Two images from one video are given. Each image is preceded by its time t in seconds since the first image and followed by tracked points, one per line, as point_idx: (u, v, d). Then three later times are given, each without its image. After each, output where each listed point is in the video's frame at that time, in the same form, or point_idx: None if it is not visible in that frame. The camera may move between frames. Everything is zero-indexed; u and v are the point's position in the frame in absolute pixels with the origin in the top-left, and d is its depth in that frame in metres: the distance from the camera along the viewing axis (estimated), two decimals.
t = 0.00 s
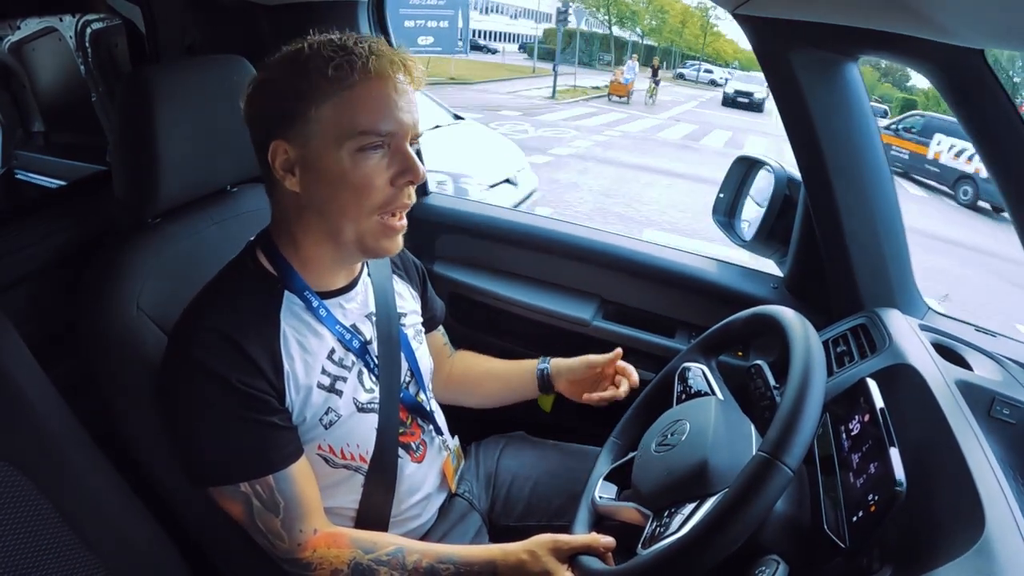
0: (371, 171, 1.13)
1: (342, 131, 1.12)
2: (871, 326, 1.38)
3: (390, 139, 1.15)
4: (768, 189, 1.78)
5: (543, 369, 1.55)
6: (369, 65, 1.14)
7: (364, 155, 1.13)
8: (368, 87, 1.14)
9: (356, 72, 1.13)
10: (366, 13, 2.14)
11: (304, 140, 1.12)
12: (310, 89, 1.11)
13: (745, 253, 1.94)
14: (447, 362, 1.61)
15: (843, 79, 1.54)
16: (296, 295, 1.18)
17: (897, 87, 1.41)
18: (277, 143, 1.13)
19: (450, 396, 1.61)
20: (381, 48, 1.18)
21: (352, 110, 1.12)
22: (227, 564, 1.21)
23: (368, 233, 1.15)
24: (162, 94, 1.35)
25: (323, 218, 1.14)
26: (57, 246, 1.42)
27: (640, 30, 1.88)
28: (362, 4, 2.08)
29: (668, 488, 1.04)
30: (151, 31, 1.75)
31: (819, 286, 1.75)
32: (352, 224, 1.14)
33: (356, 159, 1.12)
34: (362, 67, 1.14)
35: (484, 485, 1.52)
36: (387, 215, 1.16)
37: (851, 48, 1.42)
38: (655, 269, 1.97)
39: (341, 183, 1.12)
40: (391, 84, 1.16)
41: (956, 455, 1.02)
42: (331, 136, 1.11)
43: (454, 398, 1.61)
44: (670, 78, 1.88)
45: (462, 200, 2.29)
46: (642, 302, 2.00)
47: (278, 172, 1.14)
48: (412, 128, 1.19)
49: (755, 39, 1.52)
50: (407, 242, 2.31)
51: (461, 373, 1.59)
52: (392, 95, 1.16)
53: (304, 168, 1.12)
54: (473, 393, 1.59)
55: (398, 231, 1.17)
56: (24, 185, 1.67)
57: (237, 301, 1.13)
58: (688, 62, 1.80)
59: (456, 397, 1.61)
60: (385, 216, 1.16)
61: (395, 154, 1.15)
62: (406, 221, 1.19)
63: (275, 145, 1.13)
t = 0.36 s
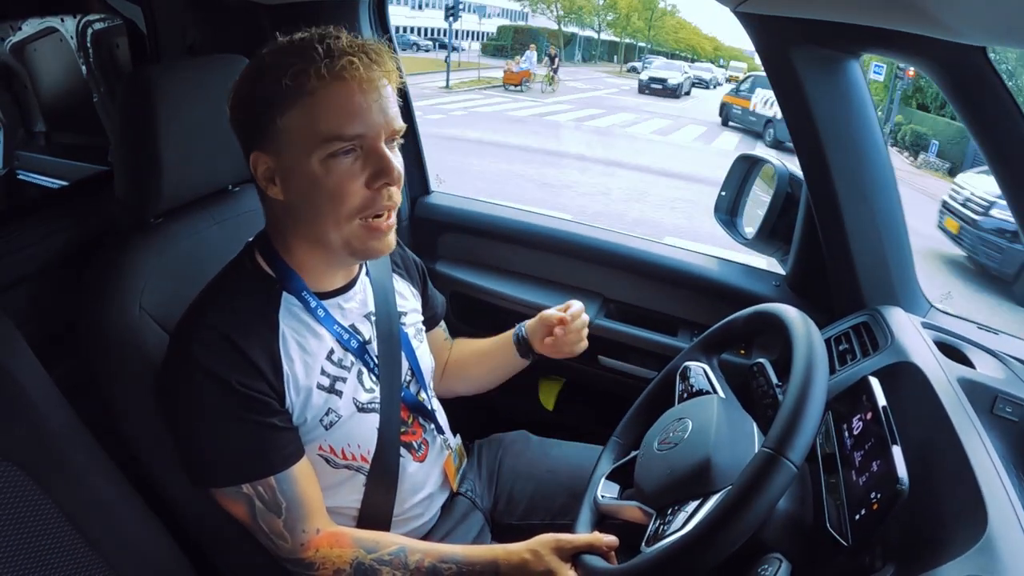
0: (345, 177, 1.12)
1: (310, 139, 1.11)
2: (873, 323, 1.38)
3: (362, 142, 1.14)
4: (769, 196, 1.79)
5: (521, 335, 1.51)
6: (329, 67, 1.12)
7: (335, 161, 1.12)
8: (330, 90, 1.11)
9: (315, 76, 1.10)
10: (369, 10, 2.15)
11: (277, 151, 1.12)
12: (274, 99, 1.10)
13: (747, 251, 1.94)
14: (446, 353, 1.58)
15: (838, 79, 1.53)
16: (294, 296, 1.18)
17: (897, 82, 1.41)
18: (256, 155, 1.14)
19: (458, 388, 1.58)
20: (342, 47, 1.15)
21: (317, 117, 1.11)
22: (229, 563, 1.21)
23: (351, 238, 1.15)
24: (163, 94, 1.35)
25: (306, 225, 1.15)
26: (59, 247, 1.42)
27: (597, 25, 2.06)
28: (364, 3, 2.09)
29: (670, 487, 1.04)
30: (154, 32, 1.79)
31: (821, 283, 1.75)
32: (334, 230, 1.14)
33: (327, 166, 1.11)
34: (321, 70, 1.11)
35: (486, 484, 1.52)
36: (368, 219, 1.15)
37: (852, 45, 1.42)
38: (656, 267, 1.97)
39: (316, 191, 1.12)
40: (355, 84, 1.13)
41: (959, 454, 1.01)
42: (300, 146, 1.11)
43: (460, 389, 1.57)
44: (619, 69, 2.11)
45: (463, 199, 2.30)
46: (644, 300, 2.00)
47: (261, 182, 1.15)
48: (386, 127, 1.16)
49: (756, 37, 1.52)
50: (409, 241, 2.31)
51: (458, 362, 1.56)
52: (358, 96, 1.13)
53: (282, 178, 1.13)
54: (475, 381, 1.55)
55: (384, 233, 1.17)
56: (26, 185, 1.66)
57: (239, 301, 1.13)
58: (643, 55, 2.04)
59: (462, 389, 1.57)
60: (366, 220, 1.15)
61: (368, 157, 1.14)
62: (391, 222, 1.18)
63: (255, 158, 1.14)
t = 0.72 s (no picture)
0: (352, 184, 1.12)
1: (318, 147, 1.10)
2: (873, 323, 1.38)
3: (371, 150, 1.13)
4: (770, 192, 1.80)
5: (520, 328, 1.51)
6: (338, 75, 1.11)
7: (344, 169, 1.11)
8: (338, 97, 1.10)
9: (322, 83, 1.10)
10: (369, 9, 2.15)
11: (283, 158, 1.11)
12: (281, 106, 1.09)
13: (747, 250, 1.93)
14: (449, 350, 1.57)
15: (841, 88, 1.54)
16: (294, 296, 1.18)
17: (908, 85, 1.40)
18: (259, 160, 1.13)
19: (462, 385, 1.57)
20: (350, 53, 1.14)
21: (326, 125, 1.10)
22: (230, 563, 1.22)
23: (360, 244, 1.15)
24: (164, 94, 1.35)
25: (312, 230, 1.15)
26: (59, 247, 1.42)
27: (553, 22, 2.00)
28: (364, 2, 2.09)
29: (671, 486, 1.04)
30: (154, 30, 1.74)
31: (821, 283, 1.75)
32: (342, 236, 1.15)
33: (336, 174, 1.11)
34: (330, 78, 1.10)
35: (486, 483, 1.52)
36: (377, 225, 1.15)
37: (852, 45, 1.42)
38: (656, 267, 1.96)
39: (322, 198, 1.11)
40: (364, 92, 1.12)
41: (959, 453, 1.01)
42: (306, 153, 1.10)
43: (465, 385, 1.57)
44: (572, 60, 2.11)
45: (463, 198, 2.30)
46: (644, 300, 2.00)
47: (264, 187, 1.14)
48: (394, 134, 1.16)
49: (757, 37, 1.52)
50: (409, 240, 2.31)
51: (462, 357, 1.55)
52: (367, 104, 1.12)
53: (288, 184, 1.12)
54: (481, 375, 1.55)
55: (391, 238, 1.17)
56: (28, 184, 1.66)
57: (240, 302, 1.13)
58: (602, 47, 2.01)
59: (466, 383, 1.57)
60: (375, 225, 1.15)
61: (377, 164, 1.14)
62: (397, 227, 1.18)
63: (258, 163, 1.13)
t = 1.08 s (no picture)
0: (358, 175, 1.13)
1: (324, 136, 1.11)
2: (873, 324, 1.38)
3: (375, 141, 1.15)
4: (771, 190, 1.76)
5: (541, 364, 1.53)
6: (345, 66, 1.13)
7: (349, 159, 1.13)
8: (345, 89, 1.12)
9: (331, 75, 1.11)
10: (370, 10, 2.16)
11: (288, 149, 1.12)
12: (288, 96, 1.10)
13: (747, 251, 1.94)
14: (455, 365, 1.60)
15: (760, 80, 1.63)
16: (295, 295, 1.18)
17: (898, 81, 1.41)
18: (261, 152, 1.13)
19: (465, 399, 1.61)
20: (356, 47, 1.16)
21: (332, 115, 1.11)
22: (229, 563, 1.21)
23: (362, 235, 1.16)
24: (164, 94, 1.35)
25: (313, 222, 1.15)
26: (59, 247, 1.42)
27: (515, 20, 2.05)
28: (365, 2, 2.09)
29: (673, 485, 1.04)
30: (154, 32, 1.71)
31: (821, 284, 1.75)
32: (344, 227, 1.15)
33: (341, 164, 1.12)
34: (337, 68, 1.12)
35: (486, 484, 1.52)
36: (380, 215, 1.16)
37: (852, 47, 1.42)
38: (656, 268, 1.97)
39: (327, 188, 1.12)
40: (370, 84, 1.14)
41: (959, 455, 1.01)
42: (313, 143, 1.11)
43: (468, 397, 1.60)
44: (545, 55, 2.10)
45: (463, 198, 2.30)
46: (644, 301, 1.99)
47: (265, 179, 1.14)
48: (397, 127, 1.18)
49: (756, 39, 1.52)
50: (409, 241, 2.31)
51: (466, 372, 1.59)
52: (372, 96, 1.14)
53: (291, 176, 1.13)
54: (481, 392, 1.58)
55: (393, 230, 1.18)
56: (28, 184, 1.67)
57: (240, 303, 1.13)
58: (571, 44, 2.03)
59: (470, 396, 1.60)
60: (378, 216, 1.16)
61: (381, 155, 1.15)
62: (398, 219, 1.19)
63: (260, 155, 1.13)
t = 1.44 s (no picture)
0: (369, 161, 1.13)
1: (341, 120, 1.12)
2: (873, 324, 1.38)
3: (390, 130, 1.16)
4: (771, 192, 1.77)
5: (505, 318, 1.50)
6: (372, 57, 1.16)
7: (363, 144, 1.13)
8: (369, 77, 1.15)
9: (358, 62, 1.15)
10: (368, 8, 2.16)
11: (303, 130, 1.12)
12: (312, 77, 1.12)
13: (746, 251, 1.94)
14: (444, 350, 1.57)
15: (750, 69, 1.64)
16: (292, 295, 1.18)
17: (903, 83, 1.40)
18: (275, 133, 1.13)
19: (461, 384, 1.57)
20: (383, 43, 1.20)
21: (353, 100, 1.13)
22: (229, 564, 1.21)
23: (363, 223, 1.15)
24: (164, 94, 1.35)
25: (318, 209, 1.14)
26: (57, 247, 1.42)
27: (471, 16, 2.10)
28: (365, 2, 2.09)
29: (676, 483, 1.04)
30: (154, 31, 1.79)
31: (822, 284, 1.74)
32: (348, 215, 1.14)
33: (354, 148, 1.13)
34: (364, 57, 1.15)
35: (485, 484, 1.53)
36: (383, 205, 1.15)
37: (851, 47, 1.42)
38: (656, 267, 1.96)
39: (337, 172, 1.12)
40: (394, 77, 1.18)
41: (958, 454, 1.01)
42: (329, 126, 1.12)
43: (464, 382, 1.56)
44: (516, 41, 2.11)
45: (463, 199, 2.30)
46: (644, 300, 1.99)
47: (274, 161, 1.14)
48: (410, 123, 1.20)
49: (756, 38, 1.52)
50: (409, 241, 2.31)
51: (456, 355, 1.55)
52: (394, 88, 1.17)
53: (301, 158, 1.13)
54: (473, 372, 1.55)
55: (392, 224, 1.17)
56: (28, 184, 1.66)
57: (238, 303, 1.13)
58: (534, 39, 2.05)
59: (465, 380, 1.56)
60: (381, 206, 1.15)
61: (393, 145, 1.16)
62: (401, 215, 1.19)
63: (273, 136, 1.13)
